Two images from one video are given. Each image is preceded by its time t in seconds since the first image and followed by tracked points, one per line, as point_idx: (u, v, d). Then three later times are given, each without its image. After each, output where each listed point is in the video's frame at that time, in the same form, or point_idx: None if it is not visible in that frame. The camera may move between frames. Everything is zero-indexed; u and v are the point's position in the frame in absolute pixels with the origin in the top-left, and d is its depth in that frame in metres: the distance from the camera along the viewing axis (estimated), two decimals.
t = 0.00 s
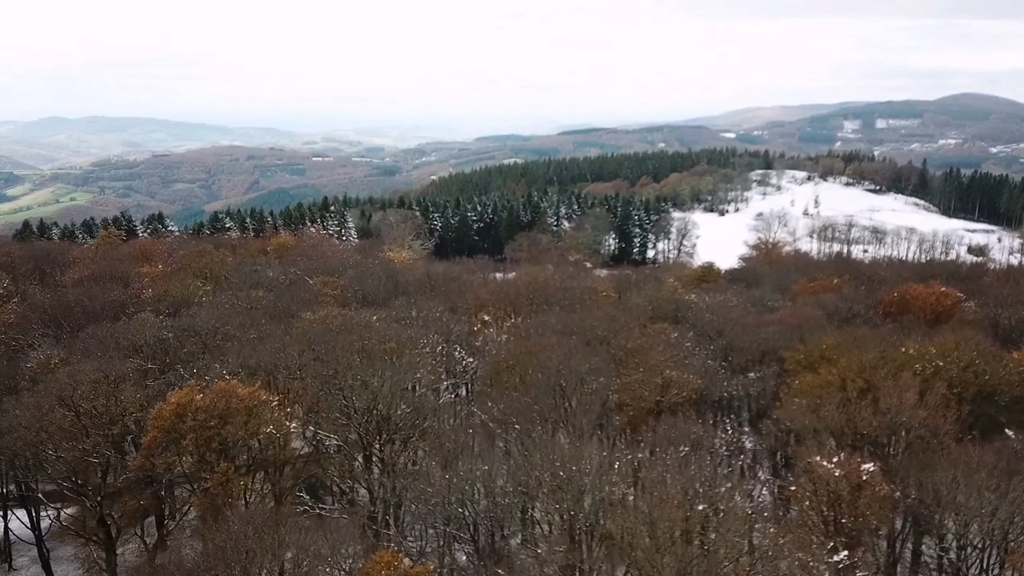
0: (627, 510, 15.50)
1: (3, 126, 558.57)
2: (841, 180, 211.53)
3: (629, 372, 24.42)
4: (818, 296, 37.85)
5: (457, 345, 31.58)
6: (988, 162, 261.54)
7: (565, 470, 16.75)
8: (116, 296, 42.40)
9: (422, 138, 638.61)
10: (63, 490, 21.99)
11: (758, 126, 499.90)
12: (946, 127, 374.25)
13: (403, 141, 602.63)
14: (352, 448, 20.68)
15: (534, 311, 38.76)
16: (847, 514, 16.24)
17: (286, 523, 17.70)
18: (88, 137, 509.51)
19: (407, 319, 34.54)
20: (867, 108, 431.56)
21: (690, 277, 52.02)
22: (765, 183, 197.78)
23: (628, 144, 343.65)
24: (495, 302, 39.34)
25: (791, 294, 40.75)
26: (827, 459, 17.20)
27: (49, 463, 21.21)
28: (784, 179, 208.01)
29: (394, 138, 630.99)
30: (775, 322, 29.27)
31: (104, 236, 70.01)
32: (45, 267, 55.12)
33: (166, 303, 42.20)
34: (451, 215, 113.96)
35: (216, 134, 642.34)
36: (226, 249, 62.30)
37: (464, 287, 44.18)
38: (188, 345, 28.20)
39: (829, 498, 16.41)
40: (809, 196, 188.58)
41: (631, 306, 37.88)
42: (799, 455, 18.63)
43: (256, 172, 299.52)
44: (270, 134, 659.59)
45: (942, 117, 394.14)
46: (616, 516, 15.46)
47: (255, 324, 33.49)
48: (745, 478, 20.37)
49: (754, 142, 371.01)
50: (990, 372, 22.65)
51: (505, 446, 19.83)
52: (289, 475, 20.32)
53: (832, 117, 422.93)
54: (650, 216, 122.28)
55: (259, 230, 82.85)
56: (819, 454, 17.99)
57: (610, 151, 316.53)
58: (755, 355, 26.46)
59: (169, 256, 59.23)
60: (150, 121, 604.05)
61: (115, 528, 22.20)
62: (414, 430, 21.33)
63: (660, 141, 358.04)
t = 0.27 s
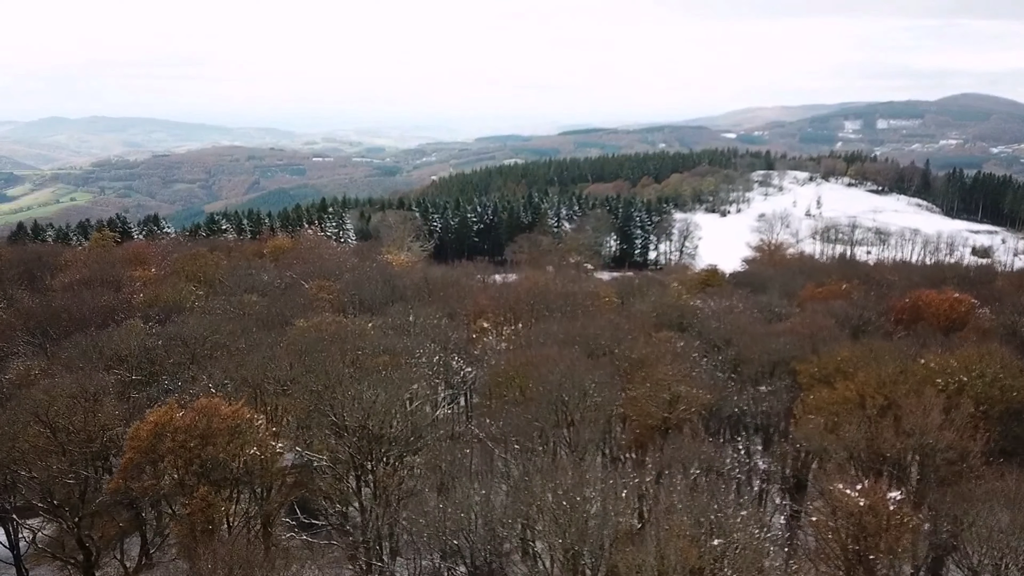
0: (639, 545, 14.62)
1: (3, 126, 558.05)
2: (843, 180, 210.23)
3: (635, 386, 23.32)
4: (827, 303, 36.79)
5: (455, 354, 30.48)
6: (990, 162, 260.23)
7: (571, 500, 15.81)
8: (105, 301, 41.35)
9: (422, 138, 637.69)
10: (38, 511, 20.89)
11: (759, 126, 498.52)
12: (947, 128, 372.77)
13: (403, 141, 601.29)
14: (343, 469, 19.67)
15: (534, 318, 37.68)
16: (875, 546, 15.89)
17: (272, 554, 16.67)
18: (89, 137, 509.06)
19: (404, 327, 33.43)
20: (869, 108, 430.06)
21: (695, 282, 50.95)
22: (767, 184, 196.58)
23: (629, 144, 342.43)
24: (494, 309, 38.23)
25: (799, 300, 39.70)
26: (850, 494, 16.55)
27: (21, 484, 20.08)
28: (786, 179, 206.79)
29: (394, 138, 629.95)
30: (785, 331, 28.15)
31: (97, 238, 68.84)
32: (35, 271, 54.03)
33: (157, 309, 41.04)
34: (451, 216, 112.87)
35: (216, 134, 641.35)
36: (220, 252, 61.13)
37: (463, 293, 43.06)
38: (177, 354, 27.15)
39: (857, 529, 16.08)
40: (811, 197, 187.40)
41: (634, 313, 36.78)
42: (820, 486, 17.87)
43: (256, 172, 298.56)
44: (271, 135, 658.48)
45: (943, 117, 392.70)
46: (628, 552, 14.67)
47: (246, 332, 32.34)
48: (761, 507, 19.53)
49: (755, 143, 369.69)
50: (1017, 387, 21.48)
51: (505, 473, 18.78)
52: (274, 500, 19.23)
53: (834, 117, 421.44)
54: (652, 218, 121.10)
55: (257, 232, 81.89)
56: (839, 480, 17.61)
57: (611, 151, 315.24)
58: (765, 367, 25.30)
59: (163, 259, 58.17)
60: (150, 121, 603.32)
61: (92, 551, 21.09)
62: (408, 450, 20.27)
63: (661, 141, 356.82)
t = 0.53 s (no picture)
0: None
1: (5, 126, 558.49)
2: (845, 181, 209.23)
3: (640, 400, 22.41)
4: (835, 308, 35.82)
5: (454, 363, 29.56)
6: (991, 163, 259.03)
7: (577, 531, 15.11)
8: (95, 306, 40.42)
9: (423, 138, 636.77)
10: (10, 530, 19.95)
11: (760, 126, 497.20)
12: (947, 128, 371.87)
13: (404, 142, 600.53)
14: (333, 491, 18.82)
15: (534, 325, 36.76)
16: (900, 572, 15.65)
17: None
18: (89, 137, 508.71)
19: (401, 334, 32.49)
20: (870, 108, 428.96)
21: (698, 285, 50.02)
22: (768, 185, 195.50)
23: (630, 145, 341.53)
24: (494, 314, 37.28)
25: (806, 305, 38.75)
26: (884, 540, 15.98)
27: None
28: (787, 180, 205.70)
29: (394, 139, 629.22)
30: (794, 339, 27.19)
31: (91, 240, 67.91)
32: (27, 275, 53.17)
33: (147, 315, 40.03)
34: (451, 217, 112.05)
35: (217, 134, 641.30)
36: (215, 255, 60.16)
37: (461, 297, 42.11)
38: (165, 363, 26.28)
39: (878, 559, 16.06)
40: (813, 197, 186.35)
41: (637, 319, 35.81)
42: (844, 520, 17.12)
43: (256, 172, 297.69)
44: (271, 135, 658.05)
45: (944, 118, 391.26)
46: None
47: (237, 340, 31.40)
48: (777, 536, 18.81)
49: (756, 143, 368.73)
50: None
51: (504, 498, 18.12)
52: (262, 520, 18.35)
53: (834, 117, 420.37)
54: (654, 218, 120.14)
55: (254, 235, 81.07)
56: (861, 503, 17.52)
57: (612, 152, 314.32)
58: (774, 379, 24.36)
59: (157, 262, 57.29)
60: (150, 121, 602.65)
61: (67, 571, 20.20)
62: (402, 470, 19.32)
63: (661, 142, 355.81)
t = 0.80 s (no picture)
0: None
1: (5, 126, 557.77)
2: (847, 182, 208.03)
3: (647, 418, 21.36)
4: (846, 315, 34.71)
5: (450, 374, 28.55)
6: (992, 163, 257.94)
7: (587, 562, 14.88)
8: (84, 312, 39.36)
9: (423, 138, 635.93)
10: None
11: (760, 126, 495.90)
12: (948, 129, 370.60)
13: (404, 142, 599.91)
14: (322, 516, 18.11)
15: (536, 333, 35.67)
16: None
17: None
18: (90, 137, 508.27)
19: (397, 344, 31.42)
20: (871, 108, 427.63)
21: (703, 290, 48.89)
22: (770, 186, 194.37)
23: (630, 145, 340.42)
24: (493, 321, 36.17)
25: (814, 312, 37.67)
26: None
27: None
28: (789, 180, 204.56)
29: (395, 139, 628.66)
30: (807, 350, 26.12)
31: (84, 242, 66.84)
32: (17, 279, 52.19)
33: (136, 321, 38.98)
34: (450, 219, 111.06)
35: (217, 134, 640.40)
36: (210, 258, 59.12)
37: (460, 302, 40.99)
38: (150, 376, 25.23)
39: None
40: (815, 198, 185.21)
41: (642, 326, 34.68)
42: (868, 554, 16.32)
43: (255, 172, 296.76)
44: (271, 135, 656.99)
45: (945, 118, 389.96)
46: None
47: (225, 349, 30.39)
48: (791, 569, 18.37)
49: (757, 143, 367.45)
50: None
51: (501, 526, 17.94)
52: (247, 546, 17.37)
53: (836, 117, 418.92)
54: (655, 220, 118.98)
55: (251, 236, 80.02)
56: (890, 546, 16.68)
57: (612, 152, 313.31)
58: (787, 393, 23.29)
59: (150, 265, 56.22)
60: (150, 121, 601.93)
61: None
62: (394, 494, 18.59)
63: (662, 142, 354.63)
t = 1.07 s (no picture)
0: None
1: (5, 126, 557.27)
2: (849, 182, 207.07)
3: (654, 434, 20.44)
4: (855, 321, 33.73)
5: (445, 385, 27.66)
6: (992, 163, 257.05)
7: None
8: (73, 318, 38.41)
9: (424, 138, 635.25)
10: None
11: (760, 126, 492.81)
12: (949, 129, 369.65)
13: (404, 142, 599.25)
14: (310, 540, 17.35)
15: (536, 341, 34.65)
16: None
17: None
18: (90, 137, 507.81)
19: (392, 352, 30.44)
20: (872, 108, 426.51)
21: (706, 294, 47.90)
22: (772, 186, 193.37)
23: (630, 145, 339.51)
24: (493, 327, 35.11)
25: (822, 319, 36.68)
26: None
27: None
28: (790, 181, 203.53)
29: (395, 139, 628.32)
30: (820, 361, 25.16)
31: (77, 244, 65.89)
32: (9, 283, 51.36)
33: (126, 327, 38.08)
34: (450, 220, 110.22)
35: (217, 134, 639.79)
36: (204, 261, 58.12)
37: (458, 308, 39.95)
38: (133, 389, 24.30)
39: None
40: (817, 199, 184.13)
41: (645, 333, 33.72)
42: None
43: (254, 172, 295.63)
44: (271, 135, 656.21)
45: (945, 119, 388.83)
46: None
47: (214, 358, 29.48)
48: None
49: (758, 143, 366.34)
50: None
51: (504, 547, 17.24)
52: (232, 570, 16.50)
53: (836, 117, 417.84)
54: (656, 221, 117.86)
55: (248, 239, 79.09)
56: None
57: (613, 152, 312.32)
58: (799, 406, 22.34)
59: (144, 268, 55.22)
60: (150, 122, 601.29)
61: None
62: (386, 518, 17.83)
63: (662, 142, 353.66)
